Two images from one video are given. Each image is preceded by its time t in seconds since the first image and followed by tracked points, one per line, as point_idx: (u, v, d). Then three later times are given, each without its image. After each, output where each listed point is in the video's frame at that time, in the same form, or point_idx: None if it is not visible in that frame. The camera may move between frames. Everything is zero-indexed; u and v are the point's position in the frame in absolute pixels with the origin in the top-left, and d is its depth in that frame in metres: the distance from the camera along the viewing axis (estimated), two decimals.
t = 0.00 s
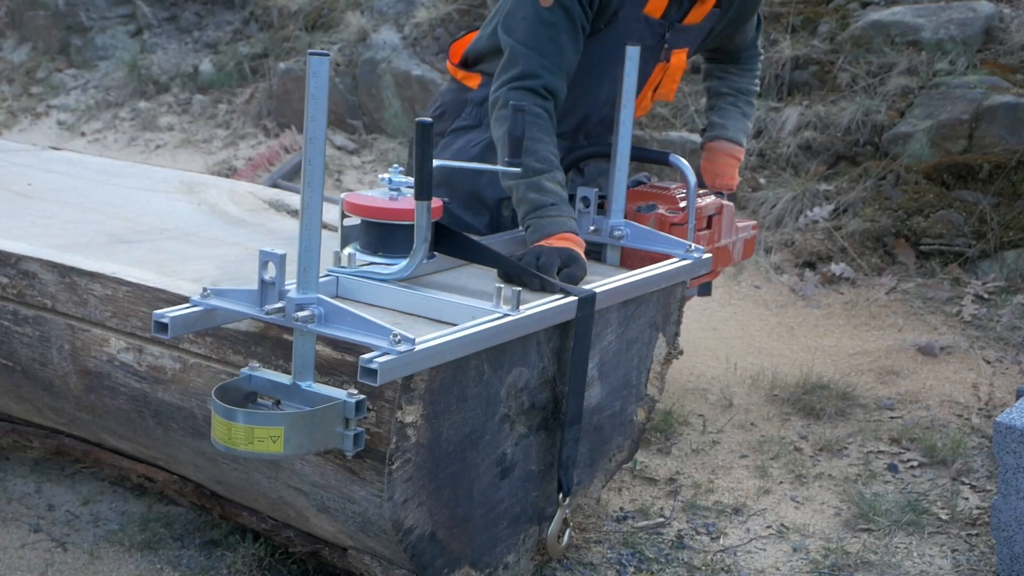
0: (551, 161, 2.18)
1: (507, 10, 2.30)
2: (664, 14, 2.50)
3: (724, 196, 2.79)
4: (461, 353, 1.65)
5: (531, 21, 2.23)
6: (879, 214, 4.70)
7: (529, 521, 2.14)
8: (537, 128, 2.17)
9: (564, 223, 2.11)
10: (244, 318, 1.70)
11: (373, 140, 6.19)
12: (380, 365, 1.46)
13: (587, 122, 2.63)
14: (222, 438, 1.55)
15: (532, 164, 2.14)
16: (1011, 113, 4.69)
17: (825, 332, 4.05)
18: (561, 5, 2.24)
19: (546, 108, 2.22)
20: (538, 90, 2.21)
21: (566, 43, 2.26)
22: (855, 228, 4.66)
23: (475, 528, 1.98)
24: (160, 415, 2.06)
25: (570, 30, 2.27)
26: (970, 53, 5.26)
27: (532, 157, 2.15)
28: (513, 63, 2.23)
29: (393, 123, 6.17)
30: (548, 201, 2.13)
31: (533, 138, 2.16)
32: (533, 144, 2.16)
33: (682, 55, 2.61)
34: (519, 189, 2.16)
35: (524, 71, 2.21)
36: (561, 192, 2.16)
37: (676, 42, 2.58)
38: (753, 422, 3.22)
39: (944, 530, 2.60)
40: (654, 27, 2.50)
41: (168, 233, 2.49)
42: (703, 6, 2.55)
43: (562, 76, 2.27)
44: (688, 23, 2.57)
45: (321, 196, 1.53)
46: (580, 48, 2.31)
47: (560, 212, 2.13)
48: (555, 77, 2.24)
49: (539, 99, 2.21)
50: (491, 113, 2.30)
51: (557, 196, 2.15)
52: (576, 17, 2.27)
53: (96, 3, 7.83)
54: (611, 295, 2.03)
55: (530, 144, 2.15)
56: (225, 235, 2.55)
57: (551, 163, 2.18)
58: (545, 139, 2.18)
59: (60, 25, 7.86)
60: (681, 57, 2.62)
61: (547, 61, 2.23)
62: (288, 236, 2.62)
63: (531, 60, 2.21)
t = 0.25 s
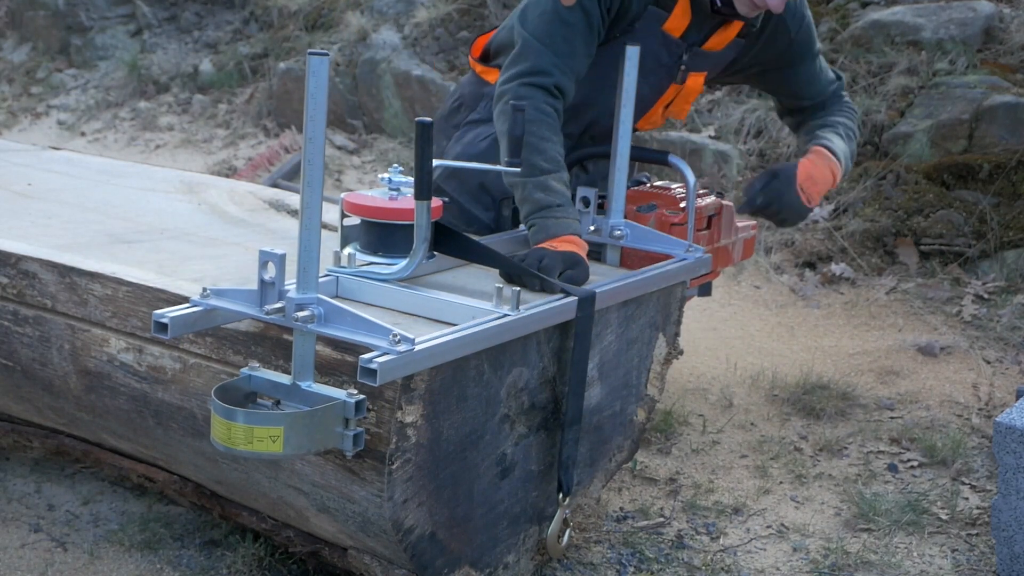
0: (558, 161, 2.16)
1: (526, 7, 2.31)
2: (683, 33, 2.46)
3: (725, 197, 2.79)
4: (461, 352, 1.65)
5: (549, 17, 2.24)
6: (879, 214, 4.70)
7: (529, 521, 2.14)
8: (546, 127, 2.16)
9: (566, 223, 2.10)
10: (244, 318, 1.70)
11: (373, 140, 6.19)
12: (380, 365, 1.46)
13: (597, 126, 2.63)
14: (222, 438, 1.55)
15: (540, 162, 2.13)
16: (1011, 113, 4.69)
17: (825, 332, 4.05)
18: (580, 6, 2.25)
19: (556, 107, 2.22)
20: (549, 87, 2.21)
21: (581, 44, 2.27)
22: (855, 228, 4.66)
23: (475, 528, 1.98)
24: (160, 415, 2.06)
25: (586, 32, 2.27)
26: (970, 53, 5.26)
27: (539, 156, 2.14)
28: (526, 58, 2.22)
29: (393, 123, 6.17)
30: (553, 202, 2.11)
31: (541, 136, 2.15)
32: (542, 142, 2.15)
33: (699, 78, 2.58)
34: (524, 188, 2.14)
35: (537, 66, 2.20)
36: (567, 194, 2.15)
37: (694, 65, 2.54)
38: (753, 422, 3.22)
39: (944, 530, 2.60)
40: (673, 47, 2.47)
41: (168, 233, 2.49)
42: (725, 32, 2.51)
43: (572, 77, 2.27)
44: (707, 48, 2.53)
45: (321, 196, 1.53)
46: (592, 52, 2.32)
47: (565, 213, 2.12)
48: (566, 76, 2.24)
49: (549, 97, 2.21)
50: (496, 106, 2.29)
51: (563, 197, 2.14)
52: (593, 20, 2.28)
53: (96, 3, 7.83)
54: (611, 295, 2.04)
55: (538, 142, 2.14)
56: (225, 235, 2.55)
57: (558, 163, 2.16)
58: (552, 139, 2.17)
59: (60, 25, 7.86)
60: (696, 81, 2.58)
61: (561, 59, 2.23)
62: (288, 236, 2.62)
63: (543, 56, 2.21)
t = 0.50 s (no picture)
0: (562, 161, 2.15)
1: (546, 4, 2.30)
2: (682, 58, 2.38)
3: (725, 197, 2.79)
4: (461, 352, 1.65)
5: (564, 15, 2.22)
6: (879, 214, 4.70)
7: (529, 521, 2.14)
8: (550, 126, 2.15)
9: (566, 225, 2.10)
10: (243, 318, 1.70)
11: (373, 140, 6.19)
12: (380, 365, 1.46)
13: (597, 129, 2.60)
14: (222, 438, 1.55)
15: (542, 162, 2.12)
16: (1011, 113, 4.68)
17: (825, 332, 4.05)
18: (596, 6, 2.22)
19: (562, 107, 2.21)
20: (556, 86, 2.20)
21: (592, 44, 2.24)
22: (855, 228, 4.66)
23: (475, 528, 1.98)
24: (161, 415, 2.06)
25: (599, 32, 2.25)
26: (970, 53, 5.26)
27: (543, 155, 2.13)
28: (536, 55, 2.22)
29: (393, 123, 6.17)
30: (555, 202, 2.11)
31: (544, 134, 2.14)
32: (546, 141, 2.14)
33: (694, 107, 2.51)
34: (526, 188, 2.13)
35: (546, 63, 2.20)
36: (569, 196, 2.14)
37: (688, 94, 2.46)
38: (753, 421, 3.22)
39: (944, 530, 2.60)
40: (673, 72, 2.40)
41: (168, 233, 2.49)
42: (724, 66, 2.42)
43: (580, 77, 2.25)
44: (700, 79, 2.45)
45: (321, 196, 1.53)
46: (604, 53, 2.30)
47: (567, 214, 2.11)
48: (574, 76, 2.23)
49: (556, 96, 2.19)
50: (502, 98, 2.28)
51: (565, 198, 2.13)
52: (608, 21, 2.25)
53: (96, 2, 7.82)
54: (611, 295, 2.04)
55: (541, 140, 2.13)
56: (225, 234, 2.55)
57: (562, 164, 2.15)
58: (557, 138, 2.16)
59: (60, 25, 7.86)
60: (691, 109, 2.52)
61: (570, 58, 2.21)
62: (289, 236, 2.62)
63: (553, 55, 2.20)
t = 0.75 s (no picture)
0: (564, 162, 2.16)
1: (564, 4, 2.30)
2: (674, 81, 2.35)
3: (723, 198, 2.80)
4: (462, 352, 1.65)
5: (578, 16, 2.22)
6: (879, 214, 4.70)
7: (529, 521, 2.14)
8: (553, 126, 2.16)
9: (567, 225, 2.10)
10: (244, 318, 1.70)
11: (373, 140, 6.19)
12: (381, 365, 1.46)
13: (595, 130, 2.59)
14: (223, 438, 1.55)
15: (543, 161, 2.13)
16: (1011, 113, 4.69)
17: (825, 332, 4.05)
18: (609, 11, 2.21)
19: (566, 109, 2.21)
20: (562, 86, 2.20)
21: (603, 50, 2.23)
22: (855, 228, 4.66)
23: (475, 529, 1.98)
24: (161, 415, 2.06)
25: (610, 38, 2.23)
26: (970, 53, 5.26)
27: (545, 155, 2.13)
28: (545, 53, 2.23)
29: (393, 123, 6.17)
30: (556, 203, 2.12)
31: (546, 134, 2.14)
32: (548, 141, 2.14)
33: (676, 133, 2.42)
34: (526, 187, 2.14)
35: (553, 63, 2.21)
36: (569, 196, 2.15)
37: (669, 120, 2.39)
38: (753, 421, 3.22)
39: (944, 530, 2.60)
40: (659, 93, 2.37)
41: (168, 233, 2.49)
42: (708, 99, 2.34)
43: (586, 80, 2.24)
44: (683, 108, 2.38)
45: (322, 196, 1.53)
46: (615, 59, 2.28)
47: (568, 215, 2.12)
48: (580, 79, 2.22)
49: (559, 97, 2.20)
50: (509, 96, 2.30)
51: (565, 198, 2.14)
52: (620, 28, 2.24)
53: (96, 2, 7.82)
54: (613, 294, 2.05)
55: (542, 139, 2.13)
56: (225, 234, 2.55)
57: (564, 164, 2.16)
58: (559, 139, 2.16)
59: (60, 25, 7.85)
60: (674, 134, 2.43)
61: (579, 61, 2.21)
62: (289, 236, 2.62)
63: (559, 57, 2.21)
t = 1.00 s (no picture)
0: (562, 163, 2.15)
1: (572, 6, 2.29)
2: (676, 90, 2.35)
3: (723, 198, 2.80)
4: (461, 352, 1.65)
5: (580, 20, 2.20)
6: (879, 214, 4.70)
7: (528, 521, 2.14)
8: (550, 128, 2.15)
9: (567, 225, 2.11)
10: (244, 318, 1.70)
11: (373, 140, 6.19)
12: (380, 365, 1.46)
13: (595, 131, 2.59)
14: (221, 438, 1.56)
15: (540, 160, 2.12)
16: (1011, 114, 4.68)
17: (825, 332, 4.05)
18: (612, 17, 2.19)
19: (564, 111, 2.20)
20: (559, 89, 2.19)
21: (603, 55, 2.20)
22: (855, 229, 4.66)
23: (475, 529, 1.98)
24: (161, 415, 2.06)
25: (612, 43, 2.21)
26: (970, 54, 5.26)
27: (543, 156, 2.13)
28: (546, 55, 2.22)
29: (393, 123, 6.17)
30: (555, 203, 2.12)
31: (542, 137, 2.13)
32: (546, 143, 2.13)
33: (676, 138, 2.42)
34: (524, 187, 2.14)
35: (552, 66, 2.19)
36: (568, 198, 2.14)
37: (669, 126, 2.40)
38: (753, 421, 3.22)
39: (944, 530, 2.60)
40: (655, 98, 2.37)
41: (168, 233, 2.49)
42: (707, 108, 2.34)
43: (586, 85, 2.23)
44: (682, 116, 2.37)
45: (321, 197, 1.53)
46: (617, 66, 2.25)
47: (567, 215, 2.12)
48: (580, 83, 2.21)
49: (556, 100, 2.19)
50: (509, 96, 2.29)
51: (565, 198, 2.14)
52: (622, 33, 2.21)
53: (96, 3, 7.82)
54: (612, 295, 2.05)
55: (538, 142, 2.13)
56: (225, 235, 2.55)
57: (562, 165, 2.16)
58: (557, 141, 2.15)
59: (60, 25, 7.85)
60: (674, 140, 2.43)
61: (579, 65, 2.19)
62: (289, 236, 2.62)
63: (557, 60, 2.20)
